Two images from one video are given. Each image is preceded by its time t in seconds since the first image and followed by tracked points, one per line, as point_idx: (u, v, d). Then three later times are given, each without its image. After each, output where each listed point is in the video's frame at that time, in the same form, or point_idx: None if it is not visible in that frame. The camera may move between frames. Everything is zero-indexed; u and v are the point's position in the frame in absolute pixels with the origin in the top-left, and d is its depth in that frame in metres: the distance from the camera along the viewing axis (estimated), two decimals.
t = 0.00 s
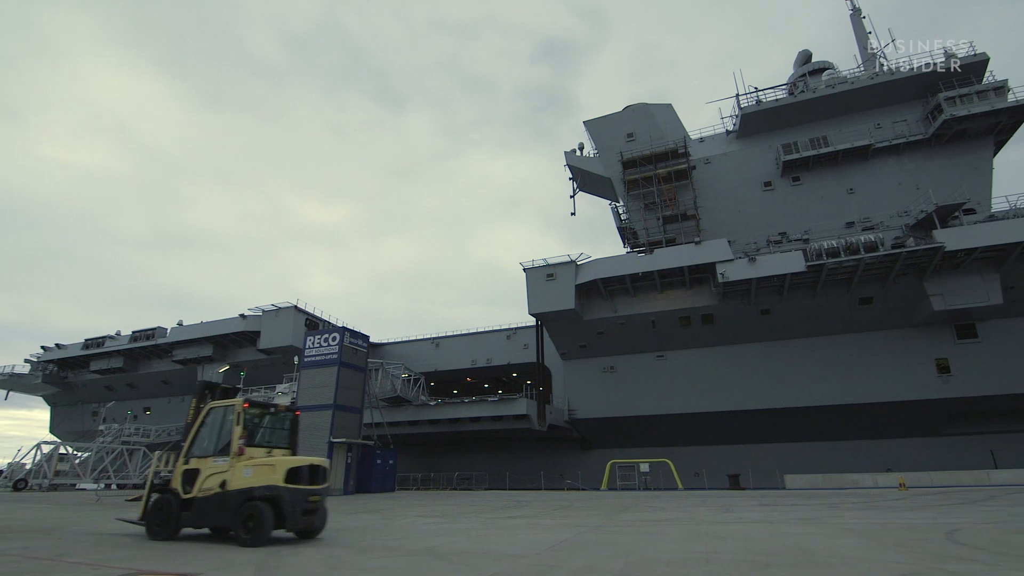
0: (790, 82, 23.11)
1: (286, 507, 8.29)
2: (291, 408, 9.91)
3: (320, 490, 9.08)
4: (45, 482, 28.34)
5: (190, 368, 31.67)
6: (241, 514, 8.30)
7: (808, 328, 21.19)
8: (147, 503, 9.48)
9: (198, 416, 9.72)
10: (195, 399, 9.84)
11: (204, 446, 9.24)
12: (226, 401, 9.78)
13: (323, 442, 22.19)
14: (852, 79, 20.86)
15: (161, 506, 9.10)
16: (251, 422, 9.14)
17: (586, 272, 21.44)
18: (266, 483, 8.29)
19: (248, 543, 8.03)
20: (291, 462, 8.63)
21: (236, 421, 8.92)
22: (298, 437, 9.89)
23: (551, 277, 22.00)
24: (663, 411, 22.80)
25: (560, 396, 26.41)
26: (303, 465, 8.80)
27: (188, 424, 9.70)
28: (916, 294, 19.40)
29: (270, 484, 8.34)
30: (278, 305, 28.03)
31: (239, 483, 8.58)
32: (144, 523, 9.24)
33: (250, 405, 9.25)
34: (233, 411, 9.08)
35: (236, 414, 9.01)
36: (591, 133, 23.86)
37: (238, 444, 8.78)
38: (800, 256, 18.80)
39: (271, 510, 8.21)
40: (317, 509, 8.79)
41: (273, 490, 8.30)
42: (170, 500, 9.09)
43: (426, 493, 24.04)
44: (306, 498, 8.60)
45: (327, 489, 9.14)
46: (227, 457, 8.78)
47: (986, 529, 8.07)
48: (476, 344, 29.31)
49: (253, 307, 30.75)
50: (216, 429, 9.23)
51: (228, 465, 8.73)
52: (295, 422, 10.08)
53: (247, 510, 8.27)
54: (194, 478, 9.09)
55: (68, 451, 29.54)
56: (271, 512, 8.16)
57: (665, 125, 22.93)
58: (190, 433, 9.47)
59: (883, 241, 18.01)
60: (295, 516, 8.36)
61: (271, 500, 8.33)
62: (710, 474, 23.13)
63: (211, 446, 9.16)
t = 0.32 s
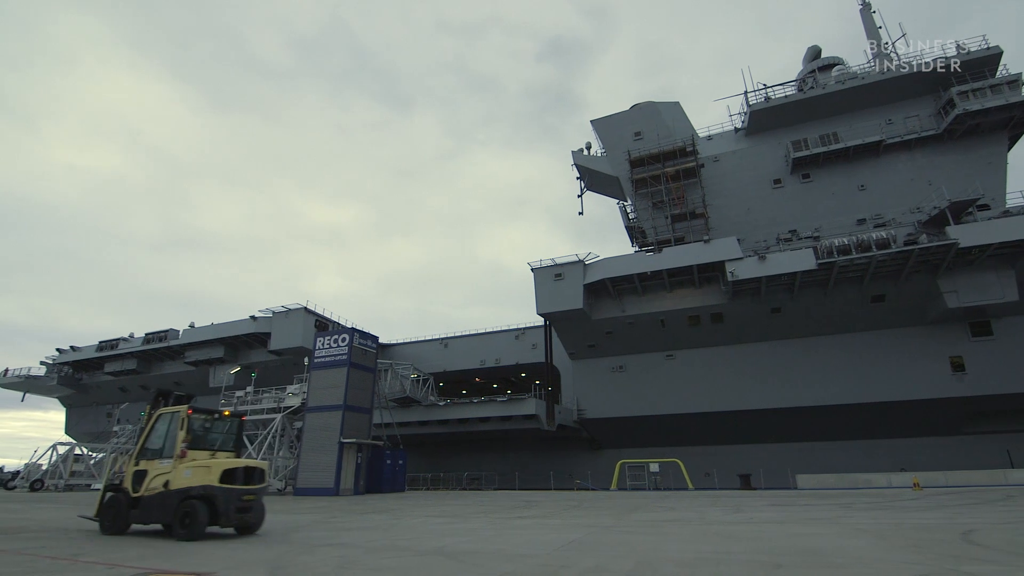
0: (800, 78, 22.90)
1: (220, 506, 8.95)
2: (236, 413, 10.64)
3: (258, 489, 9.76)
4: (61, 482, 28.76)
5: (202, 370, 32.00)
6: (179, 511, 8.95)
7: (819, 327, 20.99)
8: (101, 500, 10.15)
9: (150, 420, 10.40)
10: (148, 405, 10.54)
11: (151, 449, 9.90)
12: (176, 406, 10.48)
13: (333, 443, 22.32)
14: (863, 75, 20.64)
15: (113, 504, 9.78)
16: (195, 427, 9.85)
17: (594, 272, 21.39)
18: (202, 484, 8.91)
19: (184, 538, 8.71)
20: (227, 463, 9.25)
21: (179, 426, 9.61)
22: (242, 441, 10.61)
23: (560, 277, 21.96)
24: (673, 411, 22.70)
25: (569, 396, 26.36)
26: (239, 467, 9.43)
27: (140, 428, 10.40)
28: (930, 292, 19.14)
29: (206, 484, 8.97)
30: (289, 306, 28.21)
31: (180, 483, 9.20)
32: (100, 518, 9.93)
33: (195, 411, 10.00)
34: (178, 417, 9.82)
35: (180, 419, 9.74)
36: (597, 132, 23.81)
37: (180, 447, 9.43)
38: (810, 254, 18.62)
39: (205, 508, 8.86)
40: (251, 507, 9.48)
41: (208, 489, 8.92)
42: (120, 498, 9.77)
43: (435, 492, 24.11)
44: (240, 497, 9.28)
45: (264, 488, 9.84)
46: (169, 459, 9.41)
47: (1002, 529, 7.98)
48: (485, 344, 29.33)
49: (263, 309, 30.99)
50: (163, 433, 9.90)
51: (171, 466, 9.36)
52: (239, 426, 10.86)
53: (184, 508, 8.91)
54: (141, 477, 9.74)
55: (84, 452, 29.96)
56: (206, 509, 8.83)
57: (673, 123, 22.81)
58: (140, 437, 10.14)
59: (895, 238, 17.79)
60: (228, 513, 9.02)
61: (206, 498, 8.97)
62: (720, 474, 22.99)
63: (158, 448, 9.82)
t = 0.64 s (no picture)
0: (808, 74, 22.71)
1: (168, 504, 9.56)
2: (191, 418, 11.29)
3: (206, 488, 10.37)
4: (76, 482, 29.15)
5: (213, 371, 32.31)
6: (130, 508, 9.57)
7: (829, 326, 20.80)
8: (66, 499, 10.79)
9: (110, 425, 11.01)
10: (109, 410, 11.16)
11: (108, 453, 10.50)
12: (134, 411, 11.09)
13: (343, 444, 22.42)
14: (872, 70, 20.43)
15: (74, 503, 10.43)
16: (148, 431, 10.46)
17: (602, 271, 21.33)
18: (150, 483, 9.50)
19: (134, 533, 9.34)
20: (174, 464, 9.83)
21: (133, 431, 10.22)
22: (195, 444, 11.25)
23: (567, 276, 21.93)
24: (683, 410, 22.60)
25: (578, 396, 26.31)
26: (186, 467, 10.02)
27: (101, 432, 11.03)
28: (942, 289, 18.89)
29: (154, 484, 9.56)
30: (298, 308, 28.40)
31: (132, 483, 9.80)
32: (63, 516, 10.60)
33: (150, 417, 10.60)
34: (132, 422, 10.44)
35: (135, 425, 10.35)
36: (605, 131, 23.75)
37: (133, 450, 10.02)
38: (820, 252, 18.46)
39: (154, 506, 9.48)
40: (198, 505, 10.11)
41: (154, 489, 9.50)
42: (80, 497, 10.41)
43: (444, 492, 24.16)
44: (187, 495, 9.89)
45: (213, 487, 10.46)
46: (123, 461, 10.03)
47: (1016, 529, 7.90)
48: (493, 344, 29.35)
49: (273, 311, 31.20)
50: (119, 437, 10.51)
51: (125, 468, 9.98)
52: (193, 430, 11.49)
53: (135, 506, 9.51)
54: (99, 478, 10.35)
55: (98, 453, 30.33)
56: (154, 507, 9.47)
57: (681, 122, 22.71)
58: (99, 440, 10.74)
59: (907, 235, 17.57)
60: (175, 510, 9.64)
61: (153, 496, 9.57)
62: (730, 474, 22.84)
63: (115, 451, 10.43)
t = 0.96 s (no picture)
0: (816, 71, 22.54)
1: (130, 502, 9.88)
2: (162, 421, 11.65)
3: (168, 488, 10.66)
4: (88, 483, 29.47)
5: (222, 372, 32.56)
6: (96, 506, 9.95)
7: (838, 325, 20.63)
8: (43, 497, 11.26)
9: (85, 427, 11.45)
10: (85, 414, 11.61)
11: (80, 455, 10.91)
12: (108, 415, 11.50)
13: (351, 444, 22.51)
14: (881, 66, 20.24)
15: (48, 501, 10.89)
16: (118, 434, 10.83)
17: (608, 271, 21.28)
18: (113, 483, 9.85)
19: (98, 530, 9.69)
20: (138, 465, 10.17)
21: (102, 433, 10.61)
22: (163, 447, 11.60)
23: (573, 276, 21.89)
24: (691, 410, 22.49)
25: (585, 396, 26.27)
26: (151, 468, 10.35)
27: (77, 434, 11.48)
28: (953, 287, 18.69)
29: (118, 484, 9.90)
30: (306, 309, 28.56)
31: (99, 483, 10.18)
32: (37, 513, 11.09)
33: (119, 420, 10.96)
34: (103, 426, 10.83)
35: (104, 428, 10.73)
36: (610, 130, 23.69)
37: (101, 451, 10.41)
38: (828, 250, 18.30)
39: (117, 505, 9.83)
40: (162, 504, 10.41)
41: (116, 488, 9.85)
42: (54, 495, 10.85)
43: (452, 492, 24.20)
44: (151, 495, 10.19)
45: (175, 487, 10.74)
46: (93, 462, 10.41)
47: None
48: (500, 344, 29.37)
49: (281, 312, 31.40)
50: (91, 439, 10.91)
51: (94, 468, 10.37)
52: (162, 433, 11.80)
53: (100, 504, 9.90)
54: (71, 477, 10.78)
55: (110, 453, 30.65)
56: (116, 505, 9.81)
57: (687, 120, 22.62)
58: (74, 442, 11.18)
59: (917, 232, 17.39)
60: (137, 509, 9.95)
61: (116, 495, 9.92)
62: (739, 474, 22.71)
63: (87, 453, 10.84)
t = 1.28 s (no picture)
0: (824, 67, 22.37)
1: (94, 501, 10.15)
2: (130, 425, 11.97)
3: (132, 488, 10.92)
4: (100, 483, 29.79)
5: (232, 373, 32.81)
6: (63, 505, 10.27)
7: (847, 323, 20.47)
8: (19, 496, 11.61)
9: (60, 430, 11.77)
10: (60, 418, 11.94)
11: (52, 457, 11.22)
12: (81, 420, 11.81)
13: (359, 444, 22.60)
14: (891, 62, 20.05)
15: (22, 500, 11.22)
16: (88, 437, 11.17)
17: (615, 270, 21.24)
18: (79, 483, 10.15)
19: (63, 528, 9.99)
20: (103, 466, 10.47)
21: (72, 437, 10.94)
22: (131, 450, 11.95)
23: (580, 276, 21.87)
24: (698, 410, 22.40)
25: (592, 395, 26.23)
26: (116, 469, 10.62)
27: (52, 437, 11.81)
28: (965, 284, 18.49)
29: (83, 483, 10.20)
30: (314, 310, 28.72)
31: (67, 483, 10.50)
32: (14, 511, 11.43)
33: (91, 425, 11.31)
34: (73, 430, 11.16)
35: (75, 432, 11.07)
36: (616, 129, 23.62)
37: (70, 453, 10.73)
38: (838, 248, 18.16)
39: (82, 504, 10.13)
40: (127, 503, 10.66)
41: (81, 487, 10.14)
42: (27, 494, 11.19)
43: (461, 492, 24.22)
44: (115, 494, 10.45)
45: (139, 487, 11.00)
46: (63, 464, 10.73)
47: None
48: (507, 344, 29.38)
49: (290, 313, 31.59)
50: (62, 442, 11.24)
51: (64, 469, 10.68)
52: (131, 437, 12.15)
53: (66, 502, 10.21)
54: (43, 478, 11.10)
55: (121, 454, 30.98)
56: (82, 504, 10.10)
57: (693, 118, 22.52)
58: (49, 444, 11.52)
59: (928, 229, 17.21)
60: (101, 507, 10.22)
61: (81, 493, 10.21)
62: (748, 474, 22.58)
63: (58, 455, 11.17)
